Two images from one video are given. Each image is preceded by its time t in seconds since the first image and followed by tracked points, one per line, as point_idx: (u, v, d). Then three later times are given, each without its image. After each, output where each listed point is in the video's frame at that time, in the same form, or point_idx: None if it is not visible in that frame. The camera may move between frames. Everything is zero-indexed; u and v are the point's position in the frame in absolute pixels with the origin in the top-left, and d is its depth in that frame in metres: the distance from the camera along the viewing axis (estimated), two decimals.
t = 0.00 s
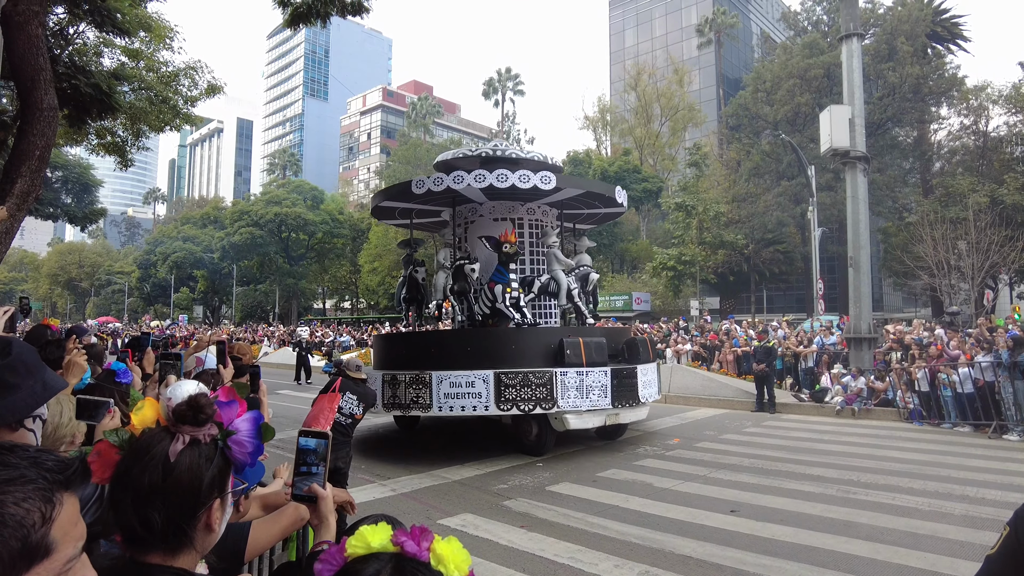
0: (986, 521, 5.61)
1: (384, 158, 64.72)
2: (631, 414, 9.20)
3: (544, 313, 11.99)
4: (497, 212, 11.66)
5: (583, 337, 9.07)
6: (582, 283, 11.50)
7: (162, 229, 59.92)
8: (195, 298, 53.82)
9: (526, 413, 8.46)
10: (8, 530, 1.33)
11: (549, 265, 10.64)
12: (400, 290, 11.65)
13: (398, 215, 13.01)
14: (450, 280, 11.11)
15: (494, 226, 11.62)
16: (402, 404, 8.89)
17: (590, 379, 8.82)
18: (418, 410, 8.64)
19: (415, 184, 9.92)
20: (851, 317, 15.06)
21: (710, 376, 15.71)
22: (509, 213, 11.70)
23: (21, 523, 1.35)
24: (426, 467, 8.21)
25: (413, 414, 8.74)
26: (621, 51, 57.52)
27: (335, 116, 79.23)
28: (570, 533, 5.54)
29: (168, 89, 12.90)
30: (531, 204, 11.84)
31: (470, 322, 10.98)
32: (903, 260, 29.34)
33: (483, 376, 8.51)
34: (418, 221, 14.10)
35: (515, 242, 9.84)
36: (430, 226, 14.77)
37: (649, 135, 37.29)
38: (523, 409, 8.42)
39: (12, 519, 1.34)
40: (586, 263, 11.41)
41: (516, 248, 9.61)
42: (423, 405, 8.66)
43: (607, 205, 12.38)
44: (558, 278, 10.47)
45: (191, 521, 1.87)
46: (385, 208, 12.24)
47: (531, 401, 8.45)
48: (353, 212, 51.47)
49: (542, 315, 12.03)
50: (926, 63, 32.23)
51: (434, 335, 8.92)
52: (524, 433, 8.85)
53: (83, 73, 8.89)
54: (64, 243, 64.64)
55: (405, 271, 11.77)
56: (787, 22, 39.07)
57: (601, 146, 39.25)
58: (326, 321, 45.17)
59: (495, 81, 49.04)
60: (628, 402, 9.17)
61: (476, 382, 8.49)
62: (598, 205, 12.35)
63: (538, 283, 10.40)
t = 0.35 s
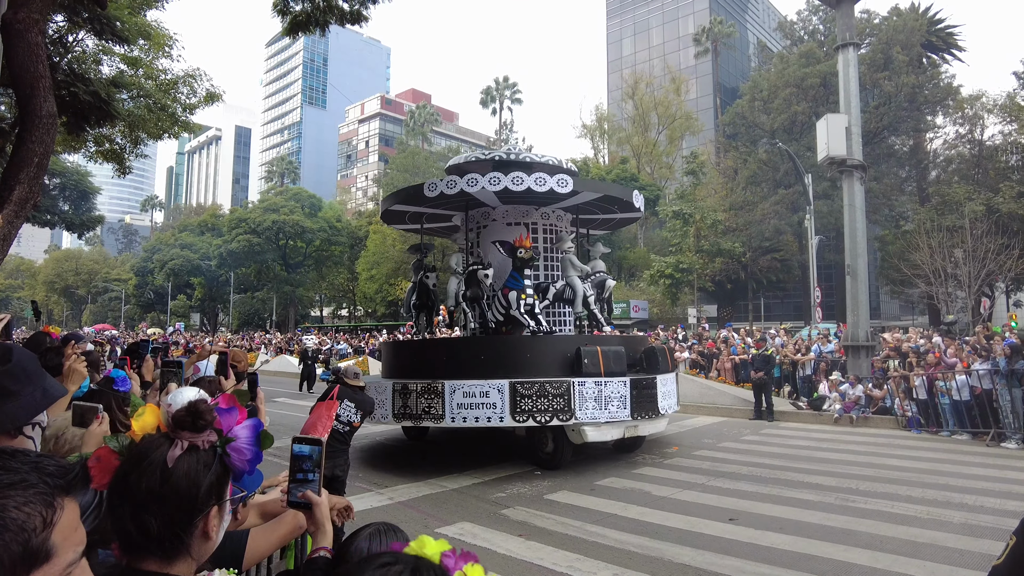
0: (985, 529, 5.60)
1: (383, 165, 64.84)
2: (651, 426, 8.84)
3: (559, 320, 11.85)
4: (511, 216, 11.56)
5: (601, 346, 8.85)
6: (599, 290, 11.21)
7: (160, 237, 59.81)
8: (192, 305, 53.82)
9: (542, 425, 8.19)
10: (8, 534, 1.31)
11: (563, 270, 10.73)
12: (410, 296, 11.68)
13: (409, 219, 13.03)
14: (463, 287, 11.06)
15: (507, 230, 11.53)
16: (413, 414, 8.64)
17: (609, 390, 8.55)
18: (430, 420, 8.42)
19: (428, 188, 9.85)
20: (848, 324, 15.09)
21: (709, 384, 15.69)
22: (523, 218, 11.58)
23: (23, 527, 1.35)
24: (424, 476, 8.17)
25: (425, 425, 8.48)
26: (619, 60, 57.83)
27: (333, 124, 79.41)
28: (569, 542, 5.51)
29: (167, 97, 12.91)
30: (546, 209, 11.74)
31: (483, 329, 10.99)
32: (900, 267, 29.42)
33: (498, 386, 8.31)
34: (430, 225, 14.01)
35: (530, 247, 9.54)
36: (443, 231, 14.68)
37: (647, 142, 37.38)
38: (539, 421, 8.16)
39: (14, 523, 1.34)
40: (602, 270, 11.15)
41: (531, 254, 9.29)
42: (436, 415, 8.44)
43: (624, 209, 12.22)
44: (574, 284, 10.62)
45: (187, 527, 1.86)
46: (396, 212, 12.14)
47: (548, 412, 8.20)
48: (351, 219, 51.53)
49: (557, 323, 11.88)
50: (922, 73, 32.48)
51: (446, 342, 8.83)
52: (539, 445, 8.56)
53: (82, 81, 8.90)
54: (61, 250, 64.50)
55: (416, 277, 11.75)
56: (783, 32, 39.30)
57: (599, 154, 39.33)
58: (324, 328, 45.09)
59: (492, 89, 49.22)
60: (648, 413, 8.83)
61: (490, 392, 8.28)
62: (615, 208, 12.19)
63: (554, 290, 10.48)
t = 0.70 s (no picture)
0: (983, 535, 5.60)
1: (381, 171, 64.93)
2: (671, 435, 8.55)
3: (574, 324, 11.87)
4: (524, 218, 11.56)
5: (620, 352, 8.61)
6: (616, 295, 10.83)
7: (157, 242, 59.70)
8: (189, 310, 53.87)
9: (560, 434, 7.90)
10: (12, 536, 1.30)
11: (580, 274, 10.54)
12: (421, 300, 11.62)
13: (419, 221, 12.95)
14: (475, 290, 10.98)
15: (520, 233, 11.53)
16: (425, 423, 8.30)
17: (629, 398, 8.23)
18: (443, 429, 8.12)
19: (440, 189, 9.83)
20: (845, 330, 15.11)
21: (706, 390, 15.68)
22: (537, 219, 11.57)
23: (27, 530, 1.34)
24: (421, 483, 8.14)
25: (437, 435, 8.19)
26: (616, 66, 58.11)
27: (331, 130, 79.52)
28: (567, 548, 5.49)
29: (165, 102, 12.91)
30: (560, 211, 11.72)
31: (496, 333, 10.91)
32: (897, 273, 29.50)
33: (514, 394, 8.04)
34: (441, 228, 13.97)
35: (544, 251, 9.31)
36: (454, 234, 14.66)
37: (644, 149, 37.44)
38: (557, 430, 7.87)
39: (14, 527, 1.32)
40: (619, 274, 10.85)
41: (546, 257, 9.03)
42: (448, 424, 8.13)
43: (641, 211, 12.20)
44: (590, 289, 10.26)
45: (180, 534, 1.85)
46: (406, 214, 12.10)
47: (566, 421, 7.91)
48: (349, 225, 51.61)
49: (572, 326, 11.89)
50: (917, 80, 32.69)
51: (460, 348, 8.70)
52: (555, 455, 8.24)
53: (80, 86, 8.90)
54: (58, 255, 64.36)
55: (427, 280, 11.72)
56: (780, 38, 39.52)
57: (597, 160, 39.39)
58: (321, 333, 45.01)
59: (490, 95, 49.38)
60: (668, 422, 8.51)
61: (506, 400, 8.01)
62: (632, 210, 12.17)
63: (569, 294, 10.17)
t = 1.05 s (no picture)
0: (978, 540, 5.61)
1: (377, 176, 64.97)
2: (689, 444, 8.23)
3: (588, 327, 11.79)
4: (536, 219, 11.52)
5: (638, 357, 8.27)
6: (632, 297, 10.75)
7: (152, 247, 59.54)
8: (185, 314, 53.76)
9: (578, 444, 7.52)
10: None
11: (593, 276, 10.42)
12: (430, 304, 11.57)
13: (427, 222, 12.87)
14: (486, 294, 10.86)
15: (532, 234, 11.50)
16: (435, 432, 7.96)
17: (648, 405, 7.90)
18: (455, 438, 7.76)
19: (450, 189, 9.58)
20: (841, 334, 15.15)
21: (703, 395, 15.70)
22: (549, 220, 11.55)
23: None
24: (416, 489, 8.12)
25: (449, 444, 7.84)
26: (613, 72, 58.35)
27: (328, 134, 79.54)
28: (563, 553, 5.48)
29: (162, 107, 12.90)
30: (573, 211, 11.72)
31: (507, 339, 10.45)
32: (892, 278, 29.60)
33: (528, 402, 7.64)
34: (450, 230, 13.88)
35: (557, 252, 8.82)
36: (464, 235, 14.60)
37: (640, 154, 37.52)
38: (575, 439, 7.48)
39: None
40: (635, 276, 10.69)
41: (559, 259, 8.57)
42: (460, 433, 7.78)
43: (655, 211, 12.13)
44: (604, 291, 10.21)
45: (163, 541, 1.83)
46: (415, 215, 12.01)
47: (584, 429, 7.51)
48: (346, 230, 51.62)
49: (586, 330, 11.82)
50: (912, 86, 32.85)
51: (473, 353, 8.55)
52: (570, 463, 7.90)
53: (76, 90, 8.88)
54: (53, 260, 64.18)
55: (436, 283, 11.65)
56: (776, 44, 39.72)
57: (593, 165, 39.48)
58: (317, 339, 44.83)
59: (487, 101, 49.49)
60: (687, 429, 8.18)
61: (521, 408, 7.63)
62: (647, 210, 12.09)
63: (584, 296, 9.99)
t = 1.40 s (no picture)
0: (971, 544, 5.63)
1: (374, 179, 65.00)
2: (711, 452, 7.90)
3: (603, 331, 11.53)
4: (547, 219, 11.23)
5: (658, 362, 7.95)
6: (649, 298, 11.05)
7: (147, 250, 59.35)
8: (180, 318, 53.73)
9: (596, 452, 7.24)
10: None
11: (610, 279, 10.92)
12: (439, 307, 11.44)
13: (435, 222, 12.64)
14: (498, 296, 10.85)
15: (546, 235, 11.21)
16: (447, 439, 7.74)
17: (669, 412, 7.58)
18: (468, 446, 7.55)
19: (460, 187, 9.36)
20: (837, 338, 15.19)
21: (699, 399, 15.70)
22: (563, 220, 11.24)
23: None
24: (411, 494, 8.11)
25: (461, 452, 7.62)
26: (609, 77, 58.55)
27: (325, 138, 79.51)
28: (558, 558, 5.47)
29: (157, 111, 12.88)
30: (587, 211, 11.37)
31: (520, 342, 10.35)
32: (887, 282, 29.70)
33: (544, 407, 7.44)
34: (460, 230, 13.68)
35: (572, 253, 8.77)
36: (474, 235, 14.41)
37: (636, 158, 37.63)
38: (593, 447, 7.22)
39: None
40: (653, 278, 10.87)
41: (574, 259, 8.54)
42: (474, 441, 7.57)
43: (673, 210, 11.83)
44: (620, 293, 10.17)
45: (150, 549, 1.83)
46: (424, 215, 11.82)
47: (602, 437, 7.25)
48: (342, 234, 51.62)
49: (602, 334, 11.52)
50: (906, 91, 33.01)
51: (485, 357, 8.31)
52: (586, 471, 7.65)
53: (72, 94, 8.86)
54: (48, 263, 63.98)
55: (445, 286, 11.51)
56: (771, 49, 39.92)
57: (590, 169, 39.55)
58: (313, 343, 44.72)
59: (483, 105, 49.57)
60: (709, 437, 7.84)
61: (536, 415, 7.42)
62: (664, 209, 11.80)
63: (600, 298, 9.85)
